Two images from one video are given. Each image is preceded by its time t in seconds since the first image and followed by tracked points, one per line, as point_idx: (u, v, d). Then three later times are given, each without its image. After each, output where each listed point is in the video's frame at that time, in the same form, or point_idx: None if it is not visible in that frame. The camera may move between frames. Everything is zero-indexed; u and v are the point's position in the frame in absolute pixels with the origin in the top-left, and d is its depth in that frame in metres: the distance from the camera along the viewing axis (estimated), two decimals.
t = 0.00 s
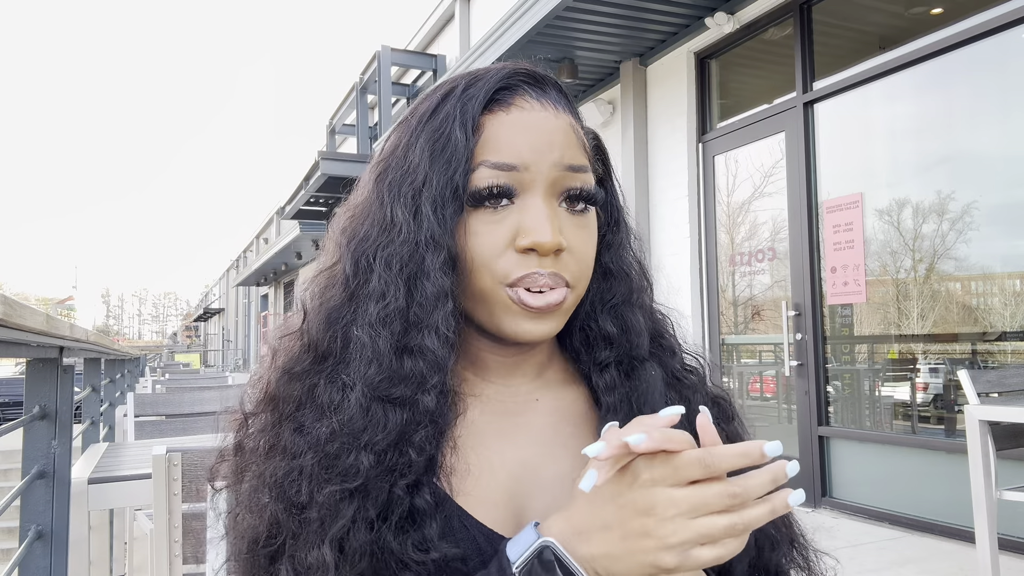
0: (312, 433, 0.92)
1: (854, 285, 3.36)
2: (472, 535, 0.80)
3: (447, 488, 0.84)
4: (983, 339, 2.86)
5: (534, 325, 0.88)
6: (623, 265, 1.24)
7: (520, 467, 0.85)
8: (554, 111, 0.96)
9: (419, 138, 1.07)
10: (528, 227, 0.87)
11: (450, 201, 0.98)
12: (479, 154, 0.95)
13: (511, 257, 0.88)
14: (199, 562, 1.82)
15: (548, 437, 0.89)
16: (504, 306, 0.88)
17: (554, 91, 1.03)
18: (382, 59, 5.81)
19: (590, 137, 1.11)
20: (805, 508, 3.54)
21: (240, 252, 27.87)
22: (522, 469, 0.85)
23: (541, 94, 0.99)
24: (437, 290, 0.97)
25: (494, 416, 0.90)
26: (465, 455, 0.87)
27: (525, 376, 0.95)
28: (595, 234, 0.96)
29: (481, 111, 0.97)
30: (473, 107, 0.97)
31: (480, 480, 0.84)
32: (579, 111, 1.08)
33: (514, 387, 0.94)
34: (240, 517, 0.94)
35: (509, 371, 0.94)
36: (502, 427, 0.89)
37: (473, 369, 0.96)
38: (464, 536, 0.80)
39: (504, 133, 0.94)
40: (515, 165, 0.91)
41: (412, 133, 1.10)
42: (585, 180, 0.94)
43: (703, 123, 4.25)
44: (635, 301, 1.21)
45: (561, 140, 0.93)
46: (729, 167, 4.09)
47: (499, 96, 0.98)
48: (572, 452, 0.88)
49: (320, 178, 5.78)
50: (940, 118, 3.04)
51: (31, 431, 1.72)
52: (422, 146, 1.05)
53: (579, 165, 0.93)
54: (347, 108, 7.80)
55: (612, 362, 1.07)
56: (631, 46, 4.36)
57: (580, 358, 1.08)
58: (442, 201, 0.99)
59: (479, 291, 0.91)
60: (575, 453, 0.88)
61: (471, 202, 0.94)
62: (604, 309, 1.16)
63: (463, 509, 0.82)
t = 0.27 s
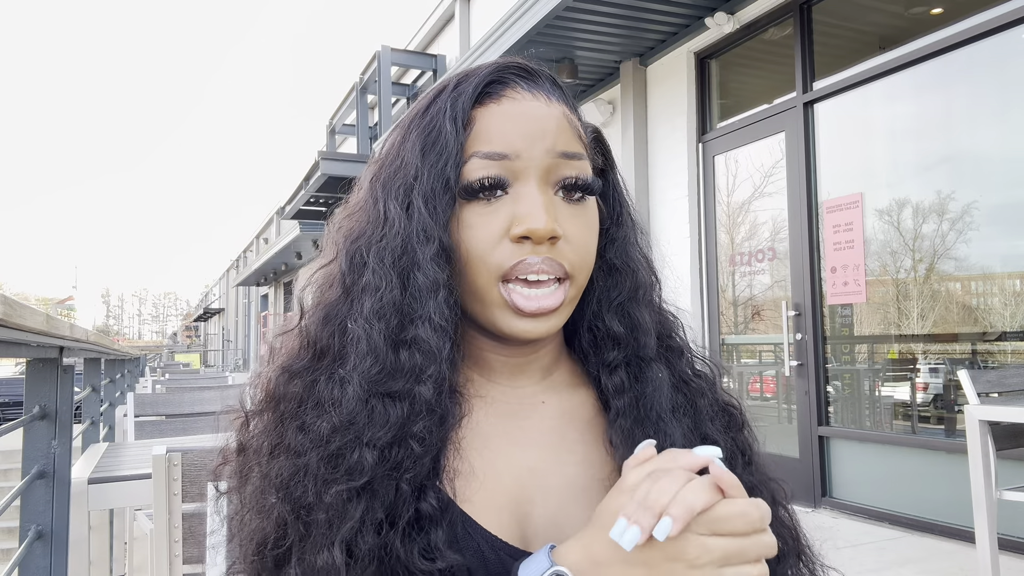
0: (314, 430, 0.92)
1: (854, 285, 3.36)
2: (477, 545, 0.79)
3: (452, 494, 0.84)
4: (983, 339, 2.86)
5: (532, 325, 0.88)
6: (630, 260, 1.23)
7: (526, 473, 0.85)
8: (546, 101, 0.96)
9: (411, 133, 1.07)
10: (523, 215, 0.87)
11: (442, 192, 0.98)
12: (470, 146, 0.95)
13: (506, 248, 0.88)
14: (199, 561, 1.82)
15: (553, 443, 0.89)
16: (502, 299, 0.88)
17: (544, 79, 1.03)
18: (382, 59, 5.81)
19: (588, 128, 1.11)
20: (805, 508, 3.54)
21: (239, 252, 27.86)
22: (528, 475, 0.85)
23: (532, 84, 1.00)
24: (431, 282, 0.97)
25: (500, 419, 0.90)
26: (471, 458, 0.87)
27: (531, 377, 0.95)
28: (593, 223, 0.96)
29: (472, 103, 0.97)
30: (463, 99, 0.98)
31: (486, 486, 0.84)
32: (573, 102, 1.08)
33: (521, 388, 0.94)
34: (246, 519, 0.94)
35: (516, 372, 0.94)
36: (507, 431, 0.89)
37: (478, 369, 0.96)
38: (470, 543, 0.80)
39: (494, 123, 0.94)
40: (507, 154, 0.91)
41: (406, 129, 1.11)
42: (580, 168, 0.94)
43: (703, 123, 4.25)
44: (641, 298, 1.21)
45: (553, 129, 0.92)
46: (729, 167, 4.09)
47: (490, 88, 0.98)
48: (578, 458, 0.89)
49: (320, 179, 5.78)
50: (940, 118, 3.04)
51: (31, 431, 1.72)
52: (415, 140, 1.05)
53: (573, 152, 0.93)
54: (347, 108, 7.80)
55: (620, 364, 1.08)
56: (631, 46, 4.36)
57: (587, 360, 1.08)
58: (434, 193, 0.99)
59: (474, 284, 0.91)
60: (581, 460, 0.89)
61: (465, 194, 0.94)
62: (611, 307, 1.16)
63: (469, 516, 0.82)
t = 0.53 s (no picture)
0: (317, 430, 0.92)
1: (854, 285, 3.35)
2: (479, 550, 0.79)
3: (453, 498, 0.84)
4: (983, 339, 2.85)
5: (541, 315, 0.88)
6: (637, 259, 1.23)
7: (529, 475, 0.85)
8: (556, 97, 0.96)
9: (417, 128, 1.08)
10: (530, 211, 0.87)
11: (449, 186, 0.98)
12: (478, 139, 0.95)
13: (514, 244, 0.88)
14: (199, 562, 1.82)
15: (556, 444, 0.89)
16: (509, 296, 0.88)
17: (552, 74, 1.03)
18: (382, 59, 5.81)
19: (596, 126, 1.11)
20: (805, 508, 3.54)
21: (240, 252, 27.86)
22: (530, 478, 0.85)
23: (541, 78, 1.00)
24: (436, 277, 0.97)
25: (503, 420, 0.90)
26: (473, 460, 0.87)
27: (535, 379, 0.95)
28: (602, 221, 0.96)
29: (480, 97, 0.97)
30: (471, 93, 0.98)
31: (488, 489, 0.84)
32: (582, 98, 1.08)
33: (524, 390, 0.94)
34: (247, 519, 0.94)
35: (520, 373, 0.95)
36: (509, 432, 0.89)
37: (482, 370, 0.96)
38: (471, 549, 0.80)
39: (502, 116, 0.94)
40: (515, 148, 0.91)
41: (411, 123, 1.11)
42: (589, 164, 0.94)
43: (703, 123, 4.24)
44: (647, 299, 1.21)
45: (562, 123, 0.92)
46: (729, 167, 4.09)
47: (498, 82, 0.99)
48: (581, 460, 0.89)
49: (320, 179, 5.78)
50: (940, 118, 3.04)
51: (31, 431, 1.72)
52: (421, 135, 1.05)
53: (582, 148, 0.93)
54: (347, 108, 7.79)
55: (626, 366, 1.08)
56: (631, 46, 4.36)
57: (593, 362, 1.08)
58: (440, 187, 0.99)
59: (480, 280, 0.91)
60: (584, 462, 0.89)
61: (472, 188, 0.94)
62: (618, 308, 1.16)
63: (471, 520, 0.82)
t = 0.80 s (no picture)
0: (316, 435, 0.93)
1: (854, 285, 3.36)
2: (475, 552, 0.79)
3: (451, 501, 0.84)
4: (983, 339, 2.86)
5: (534, 317, 0.87)
6: (639, 261, 1.23)
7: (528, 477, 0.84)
8: (552, 96, 0.96)
9: (412, 130, 1.08)
10: (523, 212, 0.87)
11: (443, 191, 0.98)
12: (472, 139, 0.95)
13: (506, 245, 0.88)
14: (199, 561, 1.82)
15: (557, 445, 0.87)
16: (502, 296, 0.88)
17: (550, 73, 1.02)
18: (382, 59, 5.81)
19: (598, 124, 1.11)
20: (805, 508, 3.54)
21: (239, 252, 27.87)
22: (530, 480, 0.84)
23: (538, 77, 1.00)
24: (432, 283, 0.97)
25: (502, 423, 0.89)
26: (471, 464, 0.86)
27: (536, 379, 0.94)
28: (599, 220, 0.95)
29: (475, 97, 0.97)
30: (465, 94, 0.98)
31: (487, 493, 0.83)
32: (582, 95, 1.08)
33: (524, 391, 0.93)
34: (245, 522, 0.95)
35: (520, 373, 0.93)
36: (508, 434, 0.88)
37: (482, 370, 0.95)
38: (467, 551, 0.80)
39: (497, 116, 0.94)
40: (508, 146, 0.92)
41: (408, 124, 1.11)
42: (584, 162, 0.94)
43: (703, 123, 4.24)
44: (650, 301, 1.21)
45: (557, 121, 0.92)
46: (729, 167, 4.09)
47: (495, 81, 0.99)
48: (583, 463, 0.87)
49: (320, 179, 5.78)
50: (940, 118, 3.04)
51: (31, 431, 1.72)
52: (416, 138, 1.06)
53: (576, 145, 0.93)
54: (347, 108, 7.80)
55: (629, 369, 1.08)
56: (631, 46, 4.36)
57: (595, 364, 1.08)
58: (434, 191, 1.00)
59: (475, 280, 0.91)
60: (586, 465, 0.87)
61: (466, 189, 0.94)
62: (620, 310, 1.16)
63: (470, 524, 0.81)
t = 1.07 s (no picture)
0: (297, 444, 0.92)
1: (854, 285, 3.35)
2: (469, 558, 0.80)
3: (446, 504, 0.84)
4: (983, 340, 2.85)
5: (535, 323, 0.87)
6: (645, 261, 1.23)
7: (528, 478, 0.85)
8: (554, 94, 0.96)
9: (409, 132, 1.08)
10: (525, 215, 0.87)
11: (440, 196, 0.99)
12: (471, 140, 0.95)
13: (507, 250, 0.87)
14: (199, 562, 1.82)
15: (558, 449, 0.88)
16: (505, 300, 0.87)
17: (553, 69, 1.03)
18: (382, 59, 5.81)
19: (602, 119, 1.11)
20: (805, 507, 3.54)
21: (239, 252, 27.87)
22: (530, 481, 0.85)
23: (540, 74, 1.00)
24: (422, 291, 0.98)
25: (504, 426, 0.90)
26: (471, 468, 0.87)
27: (538, 384, 0.95)
28: (601, 222, 0.95)
29: (474, 96, 0.97)
30: (464, 93, 0.98)
31: (484, 494, 0.84)
32: (584, 92, 1.08)
33: (526, 396, 0.94)
34: (236, 529, 0.96)
35: (522, 379, 0.94)
36: (508, 436, 0.89)
37: (485, 373, 0.96)
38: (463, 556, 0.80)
39: (497, 116, 0.94)
40: (509, 145, 0.92)
41: (404, 127, 1.11)
42: (587, 163, 0.94)
43: (703, 123, 4.24)
44: (657, 302, 1.21)
45: (560, 118, 0.93)
46: (729, 167, 4.09)
47: (495, 80, 0.99)
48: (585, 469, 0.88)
49: (320, 178, 5.78)
50: (940, 118, 3.04)
51: (30, 431, 1.72)
52: (412, 140, 1.06)
53: (579, 144, 0.93)
54: (347, 108, 7.79)
55: (638, 373, 1.08)
56: (631, 46, 4.36)
57: (604, 367, 1.08)
58: (430, 195, 1.00)
59: (476, 284, 0.91)
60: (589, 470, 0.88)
61: (465, 192, 0.94)
62: (627, 312, 1.16)
63: (463, 524, 0.82)
